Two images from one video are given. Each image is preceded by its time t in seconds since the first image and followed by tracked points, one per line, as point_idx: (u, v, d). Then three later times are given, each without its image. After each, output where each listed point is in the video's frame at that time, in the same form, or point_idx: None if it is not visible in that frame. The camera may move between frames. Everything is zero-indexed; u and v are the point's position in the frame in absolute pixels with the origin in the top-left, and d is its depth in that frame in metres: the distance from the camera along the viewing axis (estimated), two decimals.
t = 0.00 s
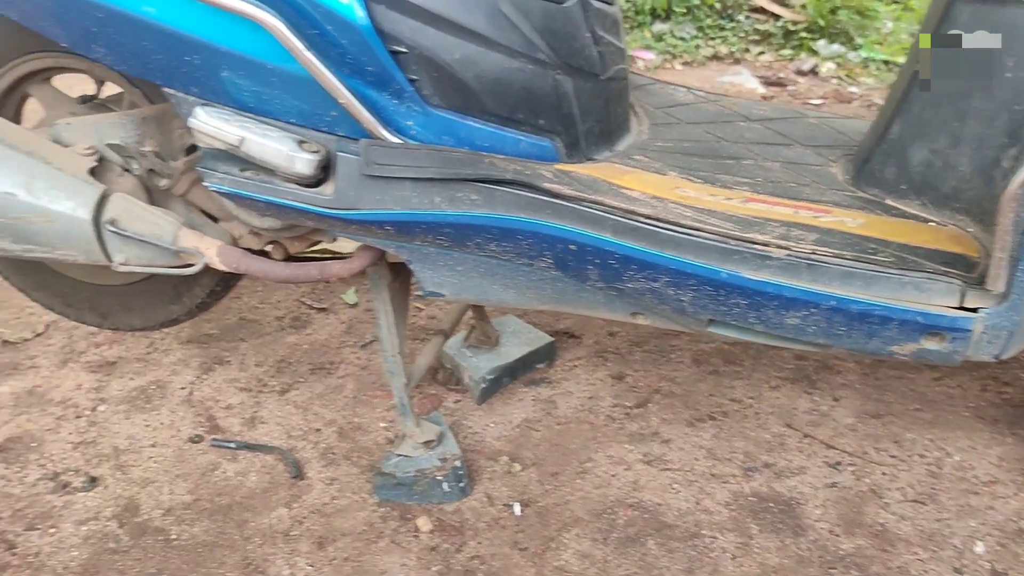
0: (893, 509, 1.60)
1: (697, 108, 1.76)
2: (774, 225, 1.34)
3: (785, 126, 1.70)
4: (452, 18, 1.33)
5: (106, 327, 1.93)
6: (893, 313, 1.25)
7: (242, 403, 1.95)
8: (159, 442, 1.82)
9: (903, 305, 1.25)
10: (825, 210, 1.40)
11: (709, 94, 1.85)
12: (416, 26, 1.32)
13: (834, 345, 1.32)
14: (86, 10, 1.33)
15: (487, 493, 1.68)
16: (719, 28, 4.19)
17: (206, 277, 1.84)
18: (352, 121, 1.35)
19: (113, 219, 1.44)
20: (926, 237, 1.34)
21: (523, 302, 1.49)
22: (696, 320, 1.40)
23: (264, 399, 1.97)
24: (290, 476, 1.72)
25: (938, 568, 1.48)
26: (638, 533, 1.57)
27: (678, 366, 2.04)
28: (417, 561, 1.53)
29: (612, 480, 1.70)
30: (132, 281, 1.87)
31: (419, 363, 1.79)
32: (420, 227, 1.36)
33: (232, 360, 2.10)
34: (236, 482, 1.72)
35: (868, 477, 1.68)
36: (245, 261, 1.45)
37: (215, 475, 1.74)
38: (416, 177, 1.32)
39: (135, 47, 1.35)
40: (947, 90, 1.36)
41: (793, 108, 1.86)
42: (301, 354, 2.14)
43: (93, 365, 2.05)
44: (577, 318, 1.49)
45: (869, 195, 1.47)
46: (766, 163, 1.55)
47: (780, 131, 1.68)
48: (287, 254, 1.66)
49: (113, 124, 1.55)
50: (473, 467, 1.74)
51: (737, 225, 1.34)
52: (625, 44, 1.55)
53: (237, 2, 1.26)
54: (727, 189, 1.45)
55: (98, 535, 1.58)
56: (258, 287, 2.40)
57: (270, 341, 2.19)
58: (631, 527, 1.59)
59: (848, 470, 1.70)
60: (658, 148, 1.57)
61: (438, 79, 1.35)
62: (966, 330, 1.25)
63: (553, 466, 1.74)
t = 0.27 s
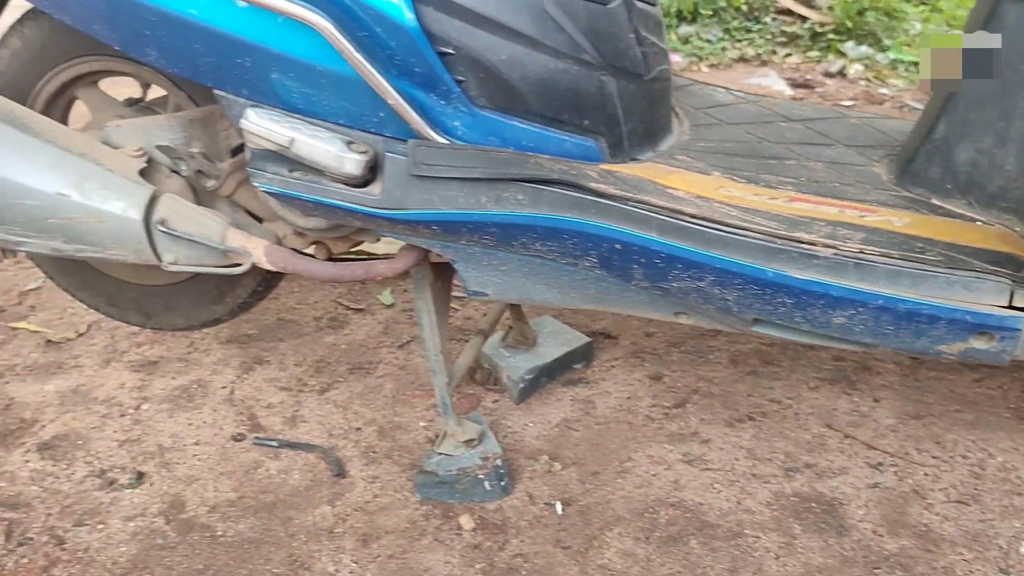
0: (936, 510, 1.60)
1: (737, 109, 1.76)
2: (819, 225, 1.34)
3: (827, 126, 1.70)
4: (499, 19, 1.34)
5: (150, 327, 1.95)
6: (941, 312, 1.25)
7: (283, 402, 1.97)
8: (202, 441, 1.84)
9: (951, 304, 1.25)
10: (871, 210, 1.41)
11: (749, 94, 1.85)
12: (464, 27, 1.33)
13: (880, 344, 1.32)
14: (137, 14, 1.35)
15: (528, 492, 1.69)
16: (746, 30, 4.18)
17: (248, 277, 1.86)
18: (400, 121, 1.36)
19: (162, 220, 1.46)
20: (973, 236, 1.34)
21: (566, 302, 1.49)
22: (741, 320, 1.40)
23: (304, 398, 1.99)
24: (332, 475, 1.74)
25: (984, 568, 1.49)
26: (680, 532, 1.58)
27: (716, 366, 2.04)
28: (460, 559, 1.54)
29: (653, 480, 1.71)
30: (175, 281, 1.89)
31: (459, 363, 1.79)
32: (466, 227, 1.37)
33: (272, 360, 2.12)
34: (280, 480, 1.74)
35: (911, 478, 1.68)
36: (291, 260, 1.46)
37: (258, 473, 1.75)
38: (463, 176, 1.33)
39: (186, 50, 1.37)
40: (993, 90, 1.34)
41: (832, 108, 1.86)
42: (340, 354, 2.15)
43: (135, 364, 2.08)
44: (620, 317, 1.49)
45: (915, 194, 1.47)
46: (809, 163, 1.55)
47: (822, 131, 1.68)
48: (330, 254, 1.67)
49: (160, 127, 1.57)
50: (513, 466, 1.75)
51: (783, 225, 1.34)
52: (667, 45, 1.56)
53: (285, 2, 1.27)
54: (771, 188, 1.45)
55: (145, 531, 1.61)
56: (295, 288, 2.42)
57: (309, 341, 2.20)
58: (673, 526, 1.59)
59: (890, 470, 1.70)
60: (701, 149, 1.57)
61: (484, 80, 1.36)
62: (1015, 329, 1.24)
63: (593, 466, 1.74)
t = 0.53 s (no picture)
0: (971, 511, 1.60)
1: (770, 110, 1.77)
2: (856, 226, 1.35)
3: (860, 128, 1.71)
4: (537, 23, 1.36)
5: (186, 328, 1.97)
6: (980, 313, 1.25)
7: (316, 403, 1.99)
8: (238, 441, 1.86)
9: (990, 305, 1.25)
10: (907, 211, 1.41)
11: (780, 96, 1.86)
12: (502, 31, 1.35)
13: (917, 344, 1.32)
14: (184, 19, 1.38)
15: (562, 492, 1.70)
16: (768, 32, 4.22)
17: (283, 279, 1.88)
18: (438, 125, 1.38)
19: (203, 222, 1.48)
20: (1011, 237, 1.34)
21: (602, 303, 1.49)
22: (777, 320, 1.41)
23: (338, 399, 2.01)
24: (367, 474, 1.76)
25: (1020, 569, 1.49)
26: (714, 533, 1.58)
27: (746, 367, 2.05)
28: (496, 558, 1.55)
29: (686, 480, 1.71)
30: (211, 282, 1.92)
31: (493, 364, 1.81)
32: (503, 229, 1.38)
33: (304, 361, 2.14)
34: (315, 480, 1.75)
35: (946, 480, 1.68)
36: (329, 261, 1.48)
37: (294, 472, 1.77)
38: (500, 179, 1.34)
39: (228, 55, 1.39)
40: None
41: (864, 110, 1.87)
42: (372, 356, 2.17)
43: (171, 365, 2.10)
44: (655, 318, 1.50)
45: (951, 195, 1.47)
46: (844, 164, 1.56)
47: (855, 132, 1.68)
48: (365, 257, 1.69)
49: (200, 130, 1.61)
50: (546, 467, 1.76)
51: (820, 226, 1.34)
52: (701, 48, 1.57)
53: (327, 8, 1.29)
54: (807, 190, 1.45)
55: (184, 530, 1.63)
56: (326, 290, 2.44)
57: (341, 342, 2.22)
58: (707, 526, 1.60)
59: (924, 472, 1.70)
60: (735, 150, 1.58)
61: (522, 83, 1.37)
62: None
63: (626, 467, 1.75)
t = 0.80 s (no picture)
0: (1002, 513, 1.60)
1: (796, 111, 1.77)
2: (887, 227, 1.35)
3: (888, 128, 1.71)
4: (567, 26, 1.36)
5: (214, 329, 1.99)
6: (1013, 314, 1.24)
7: (343, 404, 2.00)
8: (266, 441, 1.88)
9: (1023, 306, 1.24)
10: (939, 212, 1.41)
11: (807, 97, 1.86)
12: (532, 34, 1.35)
13: (949, 345, 1.32)
14: (216, 22, 1.40)
15: (589, 493, 1.70)
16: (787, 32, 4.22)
17: (310, 281, 1.89)
18: (468, 127, 1.39)
19: (234, 224, 1.50)
20: None
21: (630, 305, 1.50)
22: (806, 321, 1.41)
23: (364, 400, 2.01)
24: (395, 475, 1.76)
25: None
26: (743, 534, 1.58)
27: (772, 368, 2.04)
28: (525, 558, 1.56)
29: (713, 481, 1.71)
30: (238, 284, 1.93)
31: (519, 365, 1.81)
32: (533, 230, 1.39)
33: (330, 362, 2.15)
34: (343, 480, 1.76)
35: (975, 482, 1.68)
36: (359, 263, 1.49)
37: (322, 473, 1.78)
38: (531, 181, 1.34)
39: (261, 58, 1.40)
40: None
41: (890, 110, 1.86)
42: (397, 357, 2.17)
43: (198, 366, 2.12)
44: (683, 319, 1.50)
45: (981, 195, 1.47)
46: (873, 165, 1.56)
47: (883, 133, 1.68)
48: (393, 258, 1.70)
49: (230, 134, 1.61)
50: (573, 467, 1.76)
51: (850, 227, 1.34)
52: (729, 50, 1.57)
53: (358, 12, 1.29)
54: (836, 191, 1.45)
55: (215, 530, 1.64)
56: (350, 292, 2.46)
57: (366, 343, 2.23)
58: (735, 528, 1.60)
59: (953, 473, 1.70)
60: (763, 152, 1.58)
61: (552, 85, 1.38)
62: None
63: (653, 467, 1.75)
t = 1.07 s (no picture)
0: None
1: (816, 109, 1.76)
2: (909, 225, 1.34)
3: (907, 126, 1.70)
4: (587, 24, 1.36)
5: (233, 327, 1.99)
6: None
7: (361, 402, 2.00)
8: (285, 439, 1.88)
9: None
10: (961, 210, 1.40)
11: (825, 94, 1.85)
12: (553, 32, 1.35)
13: (972, 344, 1.31)
14: (237, 21, 1.40)
15: (608, 491, 1.70)
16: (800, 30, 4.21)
17: (328, 279, 1.90)
18: (488, 125, 1.38)
19: (254, 223, 1.50)
20: None
21: (650, 303, 1.49)
22: (828, 320, 1.40)
23: (382, 398, 2.02)
24: (414, 473, 1.77)
25: None
26: (764, 533, 1.58)
27: (790, 366, 2.04)
28: (544, 557, 1.56)
29: (733, 480, 1.71)
30: (257, 283, 1.94)
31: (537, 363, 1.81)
32: (553, 229, 1.38)
33: (348, 360, 2.16)
34: (362, 479, 1.77)
35: (997, 480, 1.67)
36: (378, 262, 1.49)
37: (341, 471, 1.79)
38: (552, 179, 1.35)
39: (282, 58, 1.41)
40: None
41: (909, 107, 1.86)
42: (414, 355, 2.18)
43: (216, 365, 2.13)
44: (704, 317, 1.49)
45: (1003, 193, 1.46)
46: (894, 162, 1.55)
47: (903, 130, 1.67)
48: (412, 257, 1.70)
49: (250, 132, 1.61)
50: (592, 466, 1.76)
51: (872, 225, 1.34)
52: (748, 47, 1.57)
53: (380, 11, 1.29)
54: (857, 189, 1.45)
55: (235, 528, 1.65)
56: (366, 290, 2.46)
57: (383, 342, 2.23)
58: (755, 526, 1.59)
59: (974, 472, 1.69)
60: (783, 149, 1.57)
61: (572, 83, 1.38)
62: None
63: (672, 466, 1.75)
